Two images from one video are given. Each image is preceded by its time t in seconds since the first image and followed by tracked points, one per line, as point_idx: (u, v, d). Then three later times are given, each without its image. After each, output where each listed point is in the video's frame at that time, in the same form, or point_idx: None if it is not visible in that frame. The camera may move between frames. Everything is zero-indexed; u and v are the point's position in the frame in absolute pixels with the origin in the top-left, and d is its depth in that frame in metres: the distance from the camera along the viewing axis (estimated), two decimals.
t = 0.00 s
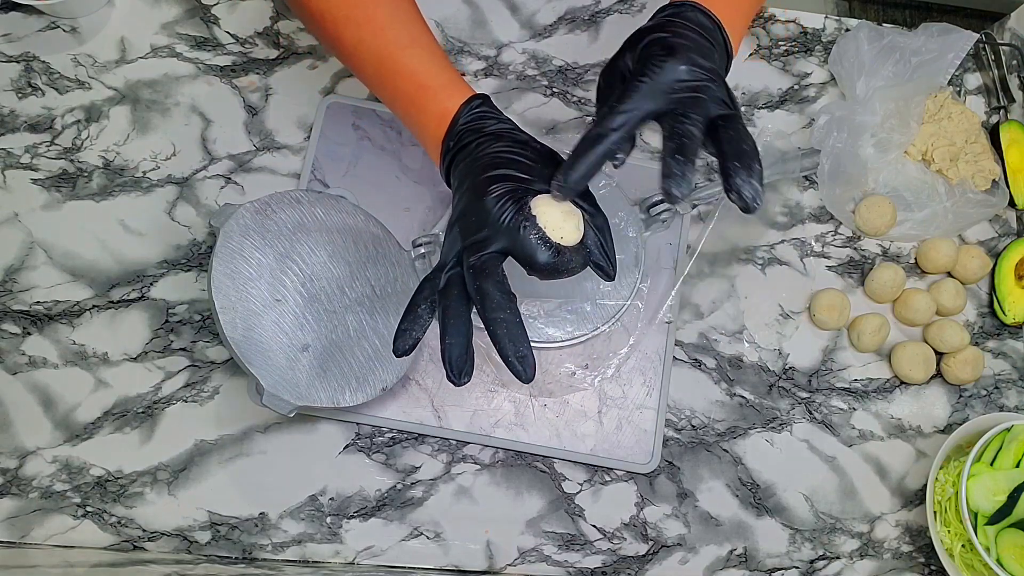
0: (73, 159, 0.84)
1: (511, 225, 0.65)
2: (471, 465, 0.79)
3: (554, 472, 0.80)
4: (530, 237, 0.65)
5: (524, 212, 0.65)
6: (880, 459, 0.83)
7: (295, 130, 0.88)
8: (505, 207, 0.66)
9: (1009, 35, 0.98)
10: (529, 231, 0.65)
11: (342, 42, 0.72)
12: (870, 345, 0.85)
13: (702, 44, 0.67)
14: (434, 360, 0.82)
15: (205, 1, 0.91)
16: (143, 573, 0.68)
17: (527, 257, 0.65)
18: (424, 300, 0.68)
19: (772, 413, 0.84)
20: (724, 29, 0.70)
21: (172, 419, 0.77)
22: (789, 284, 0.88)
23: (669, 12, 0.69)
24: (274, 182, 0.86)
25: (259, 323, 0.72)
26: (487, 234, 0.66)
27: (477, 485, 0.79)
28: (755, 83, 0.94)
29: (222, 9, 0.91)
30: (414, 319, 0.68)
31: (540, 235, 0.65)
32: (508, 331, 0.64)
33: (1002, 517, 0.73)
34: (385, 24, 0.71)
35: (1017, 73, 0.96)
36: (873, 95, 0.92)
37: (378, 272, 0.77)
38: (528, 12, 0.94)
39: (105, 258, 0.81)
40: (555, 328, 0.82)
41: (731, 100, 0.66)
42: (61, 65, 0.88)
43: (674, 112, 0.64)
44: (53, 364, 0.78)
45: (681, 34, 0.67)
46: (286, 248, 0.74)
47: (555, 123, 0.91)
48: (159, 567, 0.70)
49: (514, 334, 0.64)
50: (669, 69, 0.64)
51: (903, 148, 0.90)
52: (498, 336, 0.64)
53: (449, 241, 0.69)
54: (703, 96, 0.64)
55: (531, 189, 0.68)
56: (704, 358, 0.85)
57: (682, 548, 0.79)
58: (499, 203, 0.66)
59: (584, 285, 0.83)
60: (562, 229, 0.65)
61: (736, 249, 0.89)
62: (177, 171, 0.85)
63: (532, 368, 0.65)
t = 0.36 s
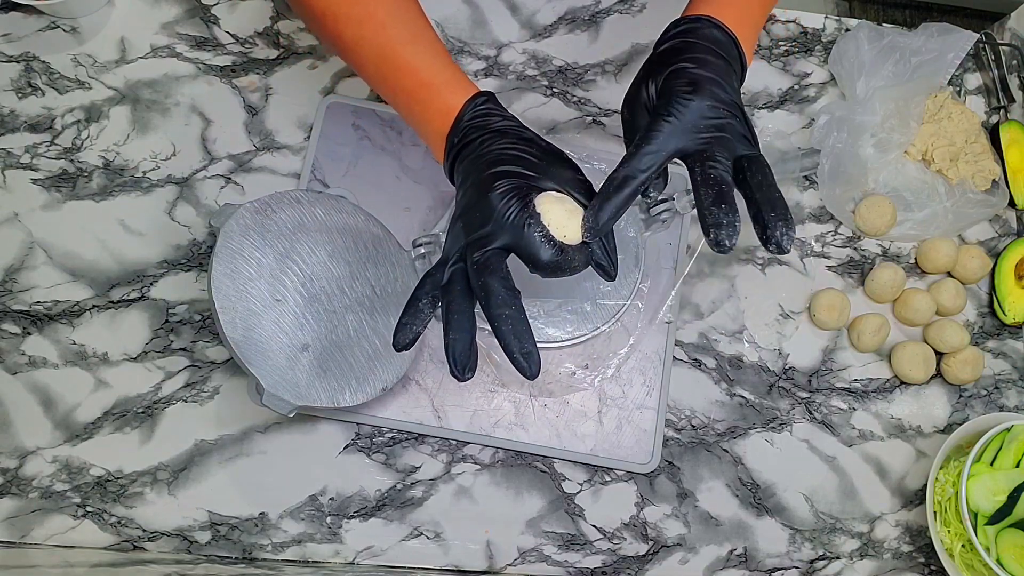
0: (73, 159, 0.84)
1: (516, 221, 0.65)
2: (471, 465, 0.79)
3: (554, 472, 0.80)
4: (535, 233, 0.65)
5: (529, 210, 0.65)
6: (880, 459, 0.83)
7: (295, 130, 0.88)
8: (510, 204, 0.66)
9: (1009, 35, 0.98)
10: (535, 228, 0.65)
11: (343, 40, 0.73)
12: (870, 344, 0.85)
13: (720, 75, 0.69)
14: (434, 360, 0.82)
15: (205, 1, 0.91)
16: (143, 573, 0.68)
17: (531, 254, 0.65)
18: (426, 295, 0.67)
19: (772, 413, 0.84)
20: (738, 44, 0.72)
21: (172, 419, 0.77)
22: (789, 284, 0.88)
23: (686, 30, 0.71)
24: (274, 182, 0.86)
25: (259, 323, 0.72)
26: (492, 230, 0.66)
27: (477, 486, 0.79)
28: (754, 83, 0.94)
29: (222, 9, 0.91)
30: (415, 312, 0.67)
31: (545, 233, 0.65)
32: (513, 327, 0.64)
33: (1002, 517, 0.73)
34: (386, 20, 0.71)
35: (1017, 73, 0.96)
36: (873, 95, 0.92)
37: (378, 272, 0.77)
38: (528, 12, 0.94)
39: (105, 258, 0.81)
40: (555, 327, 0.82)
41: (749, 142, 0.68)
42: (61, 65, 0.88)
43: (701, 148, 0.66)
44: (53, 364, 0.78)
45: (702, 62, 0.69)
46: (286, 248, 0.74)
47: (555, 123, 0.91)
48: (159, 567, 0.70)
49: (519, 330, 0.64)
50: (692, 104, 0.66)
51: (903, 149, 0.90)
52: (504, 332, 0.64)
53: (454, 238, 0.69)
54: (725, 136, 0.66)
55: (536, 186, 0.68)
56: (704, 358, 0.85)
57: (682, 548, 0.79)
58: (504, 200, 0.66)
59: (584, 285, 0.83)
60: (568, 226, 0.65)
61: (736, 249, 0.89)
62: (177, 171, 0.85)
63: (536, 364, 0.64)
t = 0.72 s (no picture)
0: (74, 159, 0.84)
1: (503, 230, 0.65)
2: (471, 465, 0.79)
3: (554, 472, 0.80)
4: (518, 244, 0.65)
5: (516, 220, 0.66)
6: (880, 459, 0.83)
7: (295, 130, 0.88)
8: (499, 211, 0.66)
9: (1009, 35, 0.98)
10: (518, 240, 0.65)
11: (341, 40, 0.73)
12: (870, 344, 0.85)
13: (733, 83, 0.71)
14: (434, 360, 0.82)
15: (205, 1, 0.91)
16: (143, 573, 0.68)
17: (514, 264, 0.66)
18: (413, 296, 0.67)
19: (772, 413, 0.84)
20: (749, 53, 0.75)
21: (172, 419, 0.77)
22: (789, 284, 0.88)
23: (701, 35, 0.73)
24: (275, 182, 0.86)
25: (259, 323, 0.72)
26: (477, 236, 0.66)
27: (477, 486, 0.79)
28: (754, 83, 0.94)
29: (222, 9, 0.91)
30: (401, 314, 0.67)
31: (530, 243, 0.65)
32: (498, 341, 0.65)
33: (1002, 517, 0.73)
34: (385, 21, 0.71)
35: (1017, 72, 0.96)
36: (873, 95, 0.92)
37: (378, 272, 0.77)
38: (528, 12, 0.94)
39: (105, 258, 0.81)
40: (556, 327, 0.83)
41: (762, 152, 0.71)
42: (61, 65, 0.88)
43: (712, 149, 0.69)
44: (52, 364, 0.78)
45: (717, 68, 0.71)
46: (286, 248, 0.74)
47: (555, 123, 0.91)
48: (159, 567, 0.70)
49: (503, 343, 0.65)
50: (709, 109, 0.69)
51: (903, 148, 0.90)
52: (501, 338, 0.65)
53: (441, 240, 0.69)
54: (743, 143, 0.69)
55: (527, 194, 0.69)
56: (705, 358, 0.85)
57: (682, 548, 0.79)
58: (494, 207, 0.66)
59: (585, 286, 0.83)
60: (554, 238, 0.65)
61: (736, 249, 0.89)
62: (177, 171, 0.85)
63: (521, 376, 0.65)
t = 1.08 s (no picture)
0: (74, 159, 0.84)
1: (509, 212, 0.65)
2: (471, 465, 0.79)
3: (554, 472, 0.80)
4: (525, 224, 0.65)
5: (522, 201, 0.65)
6: (880, 459, 0.83)
7: (295, 130, 0.88)
8: (504, 193, 0.66)
9: (1009, 35, 0.98)
10: (526, 219, 0.65)
11: (343, 34, 0.73)
12: (870, 344, 0.85)
13: (709, 108, 0.73)
14: (434, 360, 0.82)
15: (205, 1, 0.91)
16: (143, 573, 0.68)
17: (522, 246, 0.65)
18: (414, 284, 0.66)
19: (772, 413, 0.84)
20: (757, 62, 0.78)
21: (172, 419, 0.77)
22: (789, 284, 0.88)
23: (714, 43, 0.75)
24: (275, 182, 0.86)
25: (259, 323, 0.72)
26: (483, 217, 0.66)
27: (477, 486, 0.79)
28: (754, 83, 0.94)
29: (222, 9, 0.91)
30: (402, 301, 0.66)
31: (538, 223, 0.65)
32: (517, 321, 0.64)
33: (1002, 517, 0.73)
34: (386, 15, 0.71)
35: (1017, 73, 0.96)
36: (873, 95, 0.92)
37: (378, 272, 0.77)
38: (528, 12, 0.94)
39: (105, 258, 0.81)
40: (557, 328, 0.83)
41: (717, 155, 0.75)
42: (61, 65, 0.88)
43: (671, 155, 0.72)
44: (53, 364, 0.78)
45: (698, 89, 0.72)
46: (286, 248, 0.74)
47: (555, 123, 0.91)
48: (159, 567, 0.70)
49: (523, 323, 0.64)
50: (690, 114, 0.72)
51: (904, 148, 0.90)
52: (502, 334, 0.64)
53: (444, 227, 0.69)
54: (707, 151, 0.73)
55: (531, 173, 0.69)
56: (704, 358, 0.85)
57: (682, 548, 0.79)
58: (499, 187, 0.66)
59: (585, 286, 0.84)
60: (560, 218, 0.64)
61: (736, 249, 0.89)
62: (177, 171, 0.85)
63: (543, 353, 0.64)
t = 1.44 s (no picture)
0: (73, 159, 0.84)
1: (511, 206, 0.65)
2: (471, 465, 0.79)
3: (554, 472, 0.80)
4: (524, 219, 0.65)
5: (526, 193, 0.65)
6: (880, 459, 0.83)
7: (295, 130, 0.88)
8: (507, 186, 0.66)
9: (1009, 35, 0.98)
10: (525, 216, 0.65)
11: (352, 23, 0.73)
12: (870, 344, 0.85)
13: (666, 123, 0.68)
14: (434, 360, 0.82)
15: (205, 1, 0.91)
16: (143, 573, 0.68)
17: (521, 241, 0.65)
18: (424, 272, 0.66)
19: (772, 413, 0.84)
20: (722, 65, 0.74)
21: (172, 419, 0.77)
22: (789, 284, 0.88)
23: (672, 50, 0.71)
24: (275, 182, 0.86)
25: (259, 322, 0.72)
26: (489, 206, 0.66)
27: (477, 486, 0.79)
28: (754, 83, 0.94)
29: (222, 9, 0.91)
30: (412, 289, 0.66)
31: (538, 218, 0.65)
32: (527, 311, 0.64)
33: (1002, 517, 0.73)
34: (394, 4, 0.71)
35: (1017, 73, 0.96)
36: (873, 95, 0.92)
37: (378, 272, 0.77)
38: (528, 12, 0.94)
39: (105, 258, 0.81)
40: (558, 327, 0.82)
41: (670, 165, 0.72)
42: (61, 65, 0.88)
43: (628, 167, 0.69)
44: (52, 364, 0.78)
45: (655, 103, 0.67)
46: (285, 249, 0.74)
47: (555, 123, 0.91)
48: (159, 567, 0.70)
49: (534, 312, 0.64)
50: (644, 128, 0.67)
51: (903, 149, 0.90)
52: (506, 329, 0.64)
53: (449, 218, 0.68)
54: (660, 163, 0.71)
55: (537, 166, 0.69)
56: (704, 359, 0.85)
57: (682, 548, 0.79)
58: (503, 178, 0.66)
59: (584, 285, 0.83)
60: (559, 214, 0.64)
61: (736, 249, 0.89)
62: (177, 171, 0.85)
63: (554, 340, 0.65)
